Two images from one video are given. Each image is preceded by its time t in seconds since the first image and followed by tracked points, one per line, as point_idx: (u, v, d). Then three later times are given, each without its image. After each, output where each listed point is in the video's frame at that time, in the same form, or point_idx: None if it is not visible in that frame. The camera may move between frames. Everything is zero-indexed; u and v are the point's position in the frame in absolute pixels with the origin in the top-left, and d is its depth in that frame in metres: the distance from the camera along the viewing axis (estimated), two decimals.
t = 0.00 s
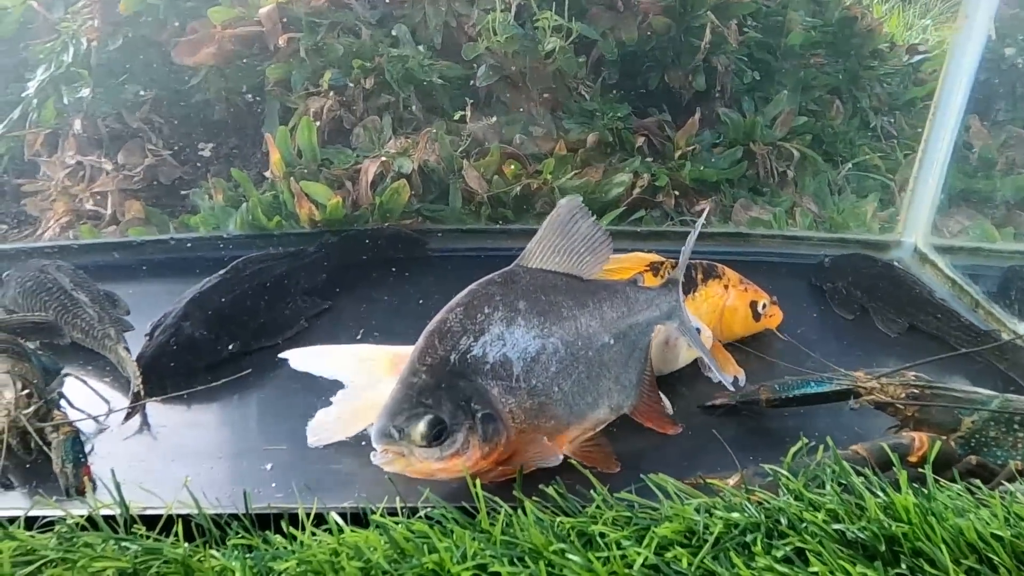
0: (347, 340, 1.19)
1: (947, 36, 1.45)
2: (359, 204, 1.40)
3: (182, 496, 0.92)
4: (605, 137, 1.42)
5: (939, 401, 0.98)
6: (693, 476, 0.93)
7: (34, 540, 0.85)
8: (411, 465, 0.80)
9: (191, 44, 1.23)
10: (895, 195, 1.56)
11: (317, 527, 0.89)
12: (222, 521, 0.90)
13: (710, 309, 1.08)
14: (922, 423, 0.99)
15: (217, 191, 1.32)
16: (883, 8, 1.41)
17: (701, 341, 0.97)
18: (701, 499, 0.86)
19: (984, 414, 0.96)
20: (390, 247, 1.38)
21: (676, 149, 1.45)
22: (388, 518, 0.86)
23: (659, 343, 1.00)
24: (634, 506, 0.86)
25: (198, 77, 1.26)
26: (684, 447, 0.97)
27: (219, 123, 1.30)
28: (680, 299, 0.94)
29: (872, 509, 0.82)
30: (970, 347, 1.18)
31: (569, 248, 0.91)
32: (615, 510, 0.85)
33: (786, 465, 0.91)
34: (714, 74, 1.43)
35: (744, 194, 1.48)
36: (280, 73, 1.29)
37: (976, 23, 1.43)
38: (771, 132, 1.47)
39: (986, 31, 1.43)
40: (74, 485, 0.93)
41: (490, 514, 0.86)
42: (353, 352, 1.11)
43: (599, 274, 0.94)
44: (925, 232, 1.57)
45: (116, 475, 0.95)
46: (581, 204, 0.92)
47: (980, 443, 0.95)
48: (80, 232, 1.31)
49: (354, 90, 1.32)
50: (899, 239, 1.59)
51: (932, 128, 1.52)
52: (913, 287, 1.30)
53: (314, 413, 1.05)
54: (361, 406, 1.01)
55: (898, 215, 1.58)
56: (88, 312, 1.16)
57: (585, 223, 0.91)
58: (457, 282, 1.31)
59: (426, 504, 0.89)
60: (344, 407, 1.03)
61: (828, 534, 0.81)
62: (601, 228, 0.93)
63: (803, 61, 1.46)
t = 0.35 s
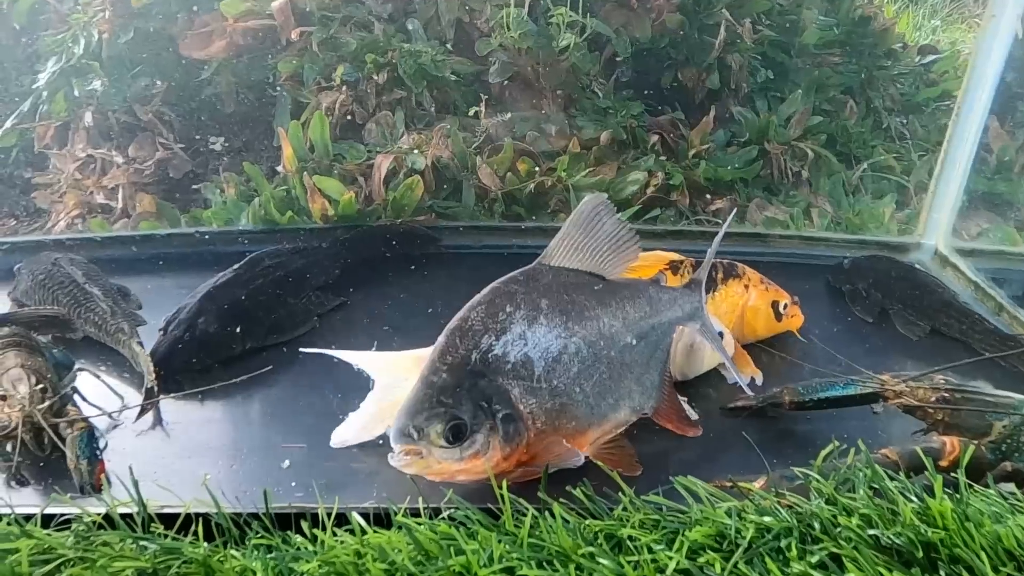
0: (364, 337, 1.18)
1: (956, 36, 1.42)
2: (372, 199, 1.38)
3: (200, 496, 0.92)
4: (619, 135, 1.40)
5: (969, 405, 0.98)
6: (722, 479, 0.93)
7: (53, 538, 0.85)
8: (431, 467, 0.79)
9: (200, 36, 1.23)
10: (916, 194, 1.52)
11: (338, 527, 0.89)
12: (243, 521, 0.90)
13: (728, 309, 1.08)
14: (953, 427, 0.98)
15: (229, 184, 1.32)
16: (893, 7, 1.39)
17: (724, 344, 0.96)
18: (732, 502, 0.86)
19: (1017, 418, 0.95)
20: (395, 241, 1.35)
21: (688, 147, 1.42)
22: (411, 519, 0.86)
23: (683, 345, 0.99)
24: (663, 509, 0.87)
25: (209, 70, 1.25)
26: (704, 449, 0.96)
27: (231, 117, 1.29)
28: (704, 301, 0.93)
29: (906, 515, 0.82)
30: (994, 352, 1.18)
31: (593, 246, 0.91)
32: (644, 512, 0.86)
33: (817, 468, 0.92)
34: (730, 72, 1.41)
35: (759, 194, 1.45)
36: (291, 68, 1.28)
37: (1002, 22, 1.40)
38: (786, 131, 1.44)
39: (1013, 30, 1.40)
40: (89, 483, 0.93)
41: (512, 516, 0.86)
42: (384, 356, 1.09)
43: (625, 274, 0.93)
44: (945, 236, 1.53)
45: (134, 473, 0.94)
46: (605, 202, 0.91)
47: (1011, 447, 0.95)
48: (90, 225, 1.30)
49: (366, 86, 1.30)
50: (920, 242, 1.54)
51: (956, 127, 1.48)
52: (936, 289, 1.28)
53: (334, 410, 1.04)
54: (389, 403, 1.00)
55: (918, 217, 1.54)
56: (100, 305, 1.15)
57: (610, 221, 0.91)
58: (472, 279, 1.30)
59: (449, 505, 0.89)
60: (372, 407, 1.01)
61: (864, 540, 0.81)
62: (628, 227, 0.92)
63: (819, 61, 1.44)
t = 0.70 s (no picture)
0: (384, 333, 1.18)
1: (973, 37, 1.35)
2: (389, 193, 1.36)
3: (223, 491, 0.94)
4: (638, 133, 1.36)
5: (1008, 411, 0.99)
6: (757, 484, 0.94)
7: (76, 532, 0.88)
8: (456, 466, 0.80)
9: (213, 27, 1.22)
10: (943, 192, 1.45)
11: (364, 525, 0.91)
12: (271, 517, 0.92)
13: (755, 309, 1.07)
14: (988, 432, 0.99)
15: (246, 177, 1.30)
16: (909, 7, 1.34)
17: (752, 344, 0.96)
18: (769, 506, 0.87)
19: None
20: (417, 239, 1.37)
21: (708, 146, 1.38)
22: (438, 518, 0.88)
23: (708, 345, 0.99)
24: (696, 512, 0.88)
25: (228, 61, 1.24)
26: (726, 449, 0.98)
27: (248, 110, 1.28)
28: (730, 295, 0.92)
29: (948, 522, 0.83)
30: None
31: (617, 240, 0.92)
32: (677, 515, 0.88)
33: (853, 471, 0.92)
34: (748, 70, 1.35)
35: (779, 195, 1.40)
36: (310, 60, 1.26)
37: None
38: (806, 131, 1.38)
39: None
40: (110, 476, 0.95)
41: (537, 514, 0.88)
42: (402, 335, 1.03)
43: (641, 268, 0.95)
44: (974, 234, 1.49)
45: (158, 467, 0.96)
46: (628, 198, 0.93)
47: None
48: (109, 216, 1.30)
49: (384, 79, 1.29)
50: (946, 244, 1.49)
51: (987, 127, 1.41)
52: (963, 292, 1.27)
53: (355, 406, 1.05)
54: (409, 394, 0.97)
55: (947, 217, 1.48)
56: (120, 297, 1.14)
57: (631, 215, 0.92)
58: (492, 282, 1.30)
59: (477, 504, 0.91)
60: (391, 397, 0.99)
61: (906, 546, 0.82)
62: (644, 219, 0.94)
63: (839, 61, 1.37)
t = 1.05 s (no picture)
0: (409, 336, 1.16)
1: (995, 38, 1.27)
2: (413, 192, 1.36)
3: (259, 495, 0.91)
4: (662, 134, 1.32)
5: None
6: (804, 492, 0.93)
7: (113, 536, 0.87)
8: (492, 471, 0.79)
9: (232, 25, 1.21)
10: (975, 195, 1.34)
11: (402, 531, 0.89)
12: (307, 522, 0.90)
13: (791, 313, 1.05)
14: None
15: (270, 176, 1.29)
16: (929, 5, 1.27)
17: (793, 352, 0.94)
18: (819, 516, 0.87)
19: None
20: (445, 241, 1.37)
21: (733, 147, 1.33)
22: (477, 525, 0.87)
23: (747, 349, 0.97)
24: (742, 522, 0.87)
25: (253, 57, 1.23)
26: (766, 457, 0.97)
27: (270, 108, 1.27)
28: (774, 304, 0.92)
29: (1007, 536, 0.84)
30: None
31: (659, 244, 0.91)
32: (724, 525, 0.86)
33: (905, 482, 0.93)
34: (774, 71, 1.30)
35: (805, 197, 1.34)
36: (333, 59, 1.25)
37: None
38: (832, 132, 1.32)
39: None
40: (139, 478, 0.93)
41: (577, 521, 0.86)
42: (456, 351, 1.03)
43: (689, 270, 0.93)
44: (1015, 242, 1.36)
45: (193, 471, 0.94)
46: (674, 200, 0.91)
47: None
48: (132, 214, 1.31)
49: (407, 78, 1.28)
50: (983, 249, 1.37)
51: None
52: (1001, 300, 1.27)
53: (384, 409, 1.04)
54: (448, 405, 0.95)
55: (983, 222, 1.37)
56: (147, 295, 1.15)
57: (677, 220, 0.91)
58: (518, 286, 1.29)
59: (516, 511, 0.89)
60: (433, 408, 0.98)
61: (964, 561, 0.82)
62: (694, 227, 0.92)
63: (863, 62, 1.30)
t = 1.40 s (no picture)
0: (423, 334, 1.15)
1: (1003, 33, 1.24)
2: (427, 187, 1.35)
3: (286, 495, 0.92)
4: (676, 129, 1.29)
5: None
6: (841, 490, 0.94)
7: (141, 537, 0.87)
8: (519, 471, 0.81)
9: (241, 22, 1.20)
10: (992, 189, 1.29)
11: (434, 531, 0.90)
12: (337, 520, 0.91)
13: (813, 308, 1.05)
14: None
15: (283, 172, 1.29)
16: None
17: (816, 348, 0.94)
18: (856, 515, 0.88)
19: None
20: (459, 236, 1.37)
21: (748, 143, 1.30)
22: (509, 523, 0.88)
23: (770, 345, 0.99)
24: (778, 520, 0.89)
25: (263, 53, 1.22)
26: (796, 453, 0.98)
27: (279, 105, 1.26)
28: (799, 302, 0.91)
29: None
30: None
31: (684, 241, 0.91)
32: (760, 523, 0.88)
33: (942, 479, 0.94)
34: (787, 67, 1.28)
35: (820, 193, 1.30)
36: (345, 53, 1.24)
37: None
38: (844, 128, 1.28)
39: None
40: (161, 478, 0.94)
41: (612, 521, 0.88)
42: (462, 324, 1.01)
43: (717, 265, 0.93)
44: None
45: (220, 471, 0.95)
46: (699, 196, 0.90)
47: None
48: (144, 210, 1.31)
49: (419, 73, 1.26)
50: (1004, 246, 1.33)
51: None
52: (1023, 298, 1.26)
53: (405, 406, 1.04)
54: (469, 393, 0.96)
55: (1004, 217, 1.32)
56: (164, 292, 1.14)
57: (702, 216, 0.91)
58: (534, 283, 1.31)
59: (549, 510, 0.90)
60: (451, 395, 0.98)
61: (1007, 559, 0.84)
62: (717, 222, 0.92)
63: (876, 56, 1.27)
